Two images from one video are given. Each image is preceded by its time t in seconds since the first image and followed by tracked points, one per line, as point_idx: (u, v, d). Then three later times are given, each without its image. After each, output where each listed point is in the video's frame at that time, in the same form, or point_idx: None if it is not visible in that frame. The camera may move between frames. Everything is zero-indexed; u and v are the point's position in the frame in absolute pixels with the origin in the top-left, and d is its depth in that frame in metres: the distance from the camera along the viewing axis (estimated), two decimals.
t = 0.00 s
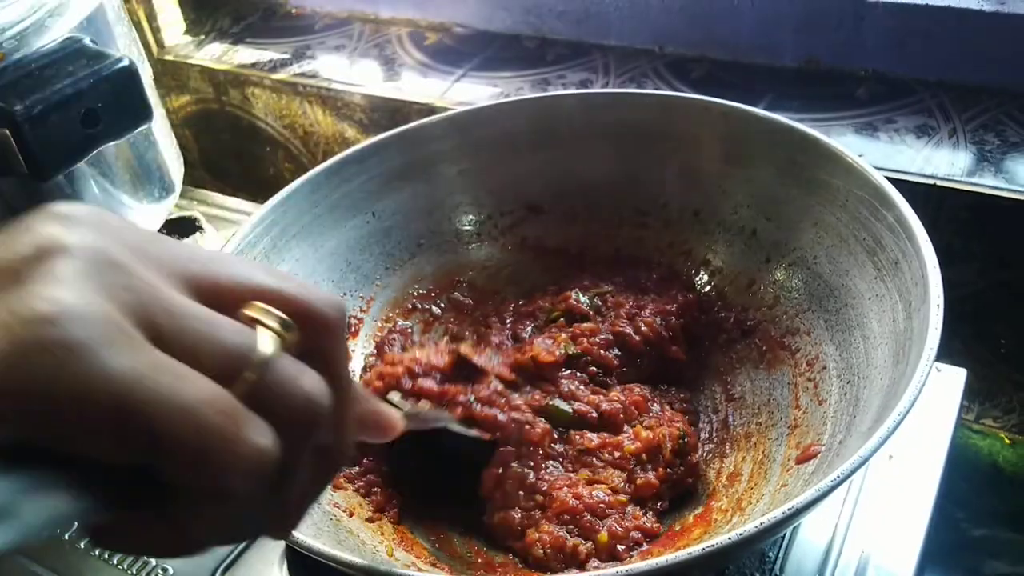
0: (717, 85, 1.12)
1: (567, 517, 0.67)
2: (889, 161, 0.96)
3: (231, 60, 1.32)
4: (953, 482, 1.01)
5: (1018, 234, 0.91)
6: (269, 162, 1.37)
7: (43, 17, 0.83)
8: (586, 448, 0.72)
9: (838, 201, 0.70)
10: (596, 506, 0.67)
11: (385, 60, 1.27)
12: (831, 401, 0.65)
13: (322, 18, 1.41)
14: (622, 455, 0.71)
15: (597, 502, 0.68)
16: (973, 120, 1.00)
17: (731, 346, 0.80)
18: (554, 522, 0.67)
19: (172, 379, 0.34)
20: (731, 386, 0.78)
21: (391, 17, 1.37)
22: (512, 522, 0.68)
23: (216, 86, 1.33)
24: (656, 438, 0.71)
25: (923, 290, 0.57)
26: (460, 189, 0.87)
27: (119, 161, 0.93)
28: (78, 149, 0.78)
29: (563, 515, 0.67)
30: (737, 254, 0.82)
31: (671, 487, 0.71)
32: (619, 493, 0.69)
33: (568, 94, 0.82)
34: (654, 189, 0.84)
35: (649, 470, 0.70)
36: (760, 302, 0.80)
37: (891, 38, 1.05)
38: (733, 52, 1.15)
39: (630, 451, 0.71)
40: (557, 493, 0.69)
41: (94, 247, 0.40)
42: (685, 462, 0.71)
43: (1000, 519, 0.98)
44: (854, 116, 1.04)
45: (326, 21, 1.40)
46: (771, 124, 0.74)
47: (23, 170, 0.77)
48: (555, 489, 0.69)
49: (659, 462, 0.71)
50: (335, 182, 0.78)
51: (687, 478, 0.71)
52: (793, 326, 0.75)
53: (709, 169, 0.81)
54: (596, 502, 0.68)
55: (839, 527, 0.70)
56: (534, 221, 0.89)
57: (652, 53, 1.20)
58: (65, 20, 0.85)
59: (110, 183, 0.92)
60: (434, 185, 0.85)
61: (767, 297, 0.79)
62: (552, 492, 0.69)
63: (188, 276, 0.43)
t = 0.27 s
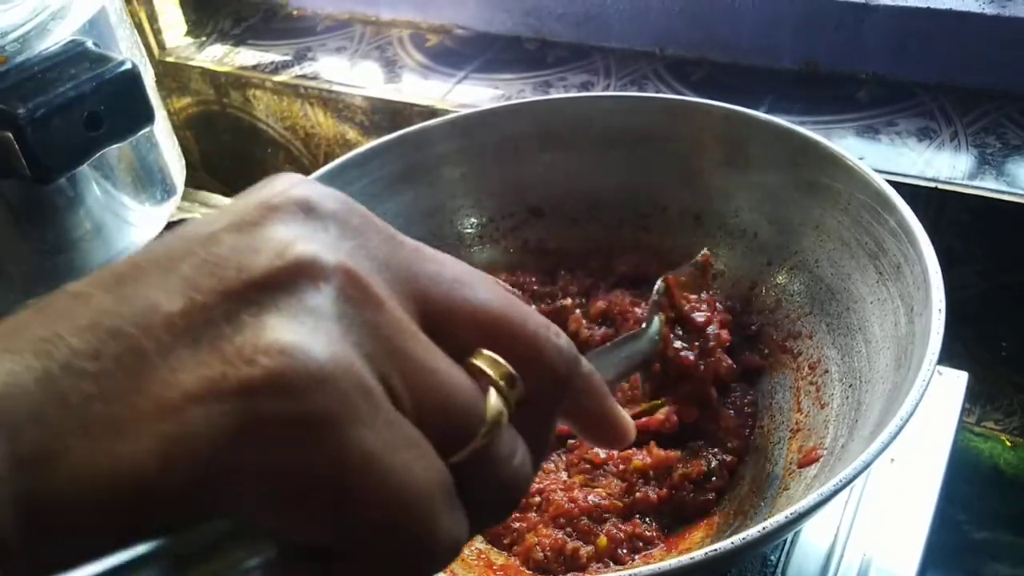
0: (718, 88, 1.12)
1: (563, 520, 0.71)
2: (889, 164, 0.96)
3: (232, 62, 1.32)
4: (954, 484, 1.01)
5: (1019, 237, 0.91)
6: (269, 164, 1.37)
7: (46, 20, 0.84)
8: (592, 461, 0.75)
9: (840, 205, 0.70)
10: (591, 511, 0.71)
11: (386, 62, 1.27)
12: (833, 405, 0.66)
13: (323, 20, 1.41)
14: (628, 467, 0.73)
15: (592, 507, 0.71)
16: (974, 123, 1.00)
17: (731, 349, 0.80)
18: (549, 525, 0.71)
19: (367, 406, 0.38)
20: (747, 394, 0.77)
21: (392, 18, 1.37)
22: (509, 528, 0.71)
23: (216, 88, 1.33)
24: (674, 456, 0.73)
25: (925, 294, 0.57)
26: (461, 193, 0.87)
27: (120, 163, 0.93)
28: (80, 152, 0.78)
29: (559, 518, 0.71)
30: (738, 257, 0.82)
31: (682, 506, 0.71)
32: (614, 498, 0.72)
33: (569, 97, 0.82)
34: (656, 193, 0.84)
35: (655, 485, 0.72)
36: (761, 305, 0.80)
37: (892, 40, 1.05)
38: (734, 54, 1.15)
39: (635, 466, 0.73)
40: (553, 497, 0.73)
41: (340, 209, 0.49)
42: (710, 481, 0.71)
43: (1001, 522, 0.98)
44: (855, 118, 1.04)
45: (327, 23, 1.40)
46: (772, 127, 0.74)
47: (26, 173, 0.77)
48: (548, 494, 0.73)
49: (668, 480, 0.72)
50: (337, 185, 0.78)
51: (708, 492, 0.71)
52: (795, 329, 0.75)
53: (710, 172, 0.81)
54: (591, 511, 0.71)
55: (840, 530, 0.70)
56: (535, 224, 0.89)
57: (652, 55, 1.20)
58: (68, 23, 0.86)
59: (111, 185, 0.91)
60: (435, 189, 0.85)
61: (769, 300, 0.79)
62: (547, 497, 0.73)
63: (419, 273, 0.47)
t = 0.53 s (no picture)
0: (717, 88, 1.12)
1: (561, 521, 0.67)
2: (889, 164, 0.96)
3: (231, 61, 1.32)
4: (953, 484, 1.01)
5: (1018, 237, 0.91)
6: (269, 164, 1.37)
7: (44, 19, 0.83)
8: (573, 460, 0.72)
9: (839, 204, 0.70)
10: (589, 510, 0.68)
11: (386, 62, 1.27)
12: (832, 404, 0.66)
13: (323, 20, 1.41)
14: (613, 468, 0.71)
15: (589, 506, 0.68)
16: (973, 123, 1.00)
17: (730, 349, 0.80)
18: (546, 527, 0.67)
19: (151, 442, 0.35)
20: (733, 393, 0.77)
21: (392, 19, 1.37)
22: (502, 532, 0.68)
23: (216, 88, 1.33)
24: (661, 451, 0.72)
25: (924, 293, 0.57)
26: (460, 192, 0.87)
27: (119, 162, 0.92)
28: (80, 151, 0.78)
29: (556, 520, 0.67)
30: (737, 257, 0.82)
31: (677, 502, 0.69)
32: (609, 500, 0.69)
33: (568, 97, 0.82)
34: (655, 192, 0.84)
35: (646, 481, 0.70)
36: (760, 305, 0.80)
37: (892, 41, 1.05)
38: (733, 54, 1.15)
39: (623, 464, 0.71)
40: (545, 499, 0.69)
41: (110, 258, 0.42)
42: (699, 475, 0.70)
43: (1000, 523, 0.98)
44: (855, 119, 1.04)
45: (327, 23, 1.40)
46: (772, 127, 0.74)
47: (25, 172, 0.77)
48: (540, 497, 0.69)
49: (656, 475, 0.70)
50: (335, 184, 0.78)
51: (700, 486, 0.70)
52: (794, 329, 0.75)
53: (710, 172, 0.81)
54: (590, 515, 0.68)
55: (840, 530, 0.70)
56: (535, 223, 0.89)
57: (652, 55, 1.20)
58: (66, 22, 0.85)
59: (112, 185, 0.92)
60: (435, 188, 0.85)
61: (768, 300, 0.79)
62: (537, 499, 0.69)
63: (187, 308, 0.42)
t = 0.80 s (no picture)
0: (715, 90, 1.13)
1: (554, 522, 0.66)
2: (883, 166, 0.97)
3: (233, 64, 1.33)
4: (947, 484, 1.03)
5: (1011, 238, 0.92)
6: (270, 165, 1.38)
7: (47, 21, 0.84)
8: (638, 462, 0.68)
9: (834, 205, 0.71)
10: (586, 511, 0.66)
11: (386, 64, 1.28)
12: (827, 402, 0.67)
13: (324, 22, 1.42)
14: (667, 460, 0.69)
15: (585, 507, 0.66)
16: (967, 125, 1.01)
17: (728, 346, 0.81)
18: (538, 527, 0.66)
19: (394, 525, 0.30)
20: (768, 378, 0.75)
21: (392, 21, 1.38)
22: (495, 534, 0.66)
23: (218, 89, 1.34)
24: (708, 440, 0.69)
25: (917, 293, 0.58)
26: (459, 192, 0.88)
27: (120, 163, 0.93)
28: (82, 152, 0.79)
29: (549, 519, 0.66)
30: (733, 257, 0.83)
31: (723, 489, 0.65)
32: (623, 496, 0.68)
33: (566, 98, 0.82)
34: (652, 193, 0.85)
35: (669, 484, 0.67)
36: (756, 305, 0.81)
37: (887, 43, 1.06)
38: (730, 57, 1.16)
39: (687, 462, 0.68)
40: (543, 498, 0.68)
41: (368, 307, 0.39)
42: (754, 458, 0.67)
43: (994, 521, 0.99)
44: (850, 121, 1.05)
45: (328, 25, 1.41)
46: (766, 128, 0.75)
47: (29, 173, 0.78)
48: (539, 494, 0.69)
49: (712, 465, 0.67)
50: (336, 185, 0.79)
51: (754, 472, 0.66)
52: (789, 328, 0.76)
53: (707, 173, 0.82)
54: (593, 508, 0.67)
55: (835, 526, 0.71)
56: (533, 224, 0.90)
57: (650, 58, 1.21)
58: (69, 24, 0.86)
59: (113, 186, 0.93)
60: (434, 189, 0.86)
61: (764, 299, 0.80)
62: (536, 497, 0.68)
63: (445, 364, 0.37)
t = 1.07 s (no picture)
0: (713, 91, 1.13)
1: (552, 520, 0.66)
2: (882, 167, 0.97)
3: (232, 64, 1.33)
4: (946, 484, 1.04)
5: (1010, 239, 0.92)
6: (269, 166, 1.38)
7: (46, 21, 0.84)
8: (615, 477, 0.69)
9: (833, 206, 0.71)
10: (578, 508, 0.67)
11: (385, 65, 1.28)
12: (826, 402, 0.67)
13: (323, 23, 1.42)
14: (645, 469, 0.69)
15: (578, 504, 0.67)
16: (966, 126, 1.01)
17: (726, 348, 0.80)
18: (536, 526, 0.66)
19: (232, 503, 0.32)
20: (741, 384, 0.76)
21: (392, 22, 1.38)
22: (493, 533, 0.66)
23: (217, 90, 1.34)
24: (688, 450, 0.70)
25: (916, 294, 0.58)
26: (458, 193, 0.88)
27: (120, 163, 0.93)
28: (81, 151, 0.79)
29: (547, 518, 0.66)
30: (732, 257, 0.83)
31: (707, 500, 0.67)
32: (611, 504, 0.67)
33: (564, 99, 0.82)
34: (650, 193, 0.85)
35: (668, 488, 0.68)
36: (755, 305, 0.81)
37: (886, 44, 1.06)
38: (729, 58, 1.16)
39: (660, 471, 0.68)
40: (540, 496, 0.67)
41: (188, 316, 0.38)
42: (725, 468, 0.68)
43: (992, 521, 1.00)
44: (849, 122, 1.05)
45: (328, 26, 1.41)
46: (766, 129, 0.75)
47: (28, 172, 0.78)
48: (531, 496, 0.68)
49: (684, 474, 0.68)
50: (335, 185, 0.79)
51: (724, 478, 0.68)
52: (788, 328, 0.76)
53: (706, 173, 0.82)
54: (582, 514, 0.67)
55: (834, 526, 0.71)
56: (532, 224, 0.90)
57: (649, 59, 1.21)
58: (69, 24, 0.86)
59: (113, 186, 0.93)
60: (433, 189, 0.86)
61: (762, 299, 0.80)
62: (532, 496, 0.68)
63: (256, 356, 0.38)
